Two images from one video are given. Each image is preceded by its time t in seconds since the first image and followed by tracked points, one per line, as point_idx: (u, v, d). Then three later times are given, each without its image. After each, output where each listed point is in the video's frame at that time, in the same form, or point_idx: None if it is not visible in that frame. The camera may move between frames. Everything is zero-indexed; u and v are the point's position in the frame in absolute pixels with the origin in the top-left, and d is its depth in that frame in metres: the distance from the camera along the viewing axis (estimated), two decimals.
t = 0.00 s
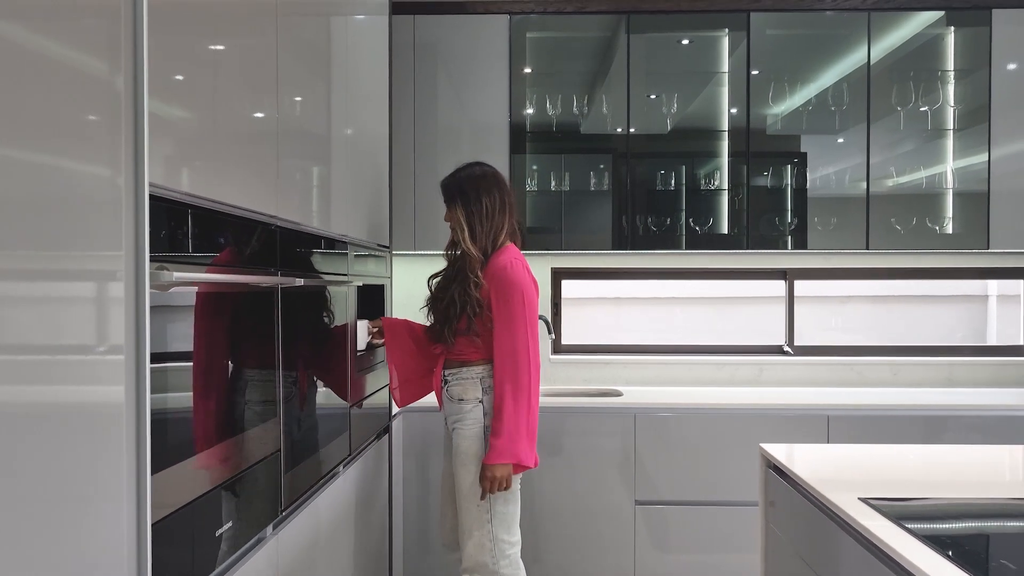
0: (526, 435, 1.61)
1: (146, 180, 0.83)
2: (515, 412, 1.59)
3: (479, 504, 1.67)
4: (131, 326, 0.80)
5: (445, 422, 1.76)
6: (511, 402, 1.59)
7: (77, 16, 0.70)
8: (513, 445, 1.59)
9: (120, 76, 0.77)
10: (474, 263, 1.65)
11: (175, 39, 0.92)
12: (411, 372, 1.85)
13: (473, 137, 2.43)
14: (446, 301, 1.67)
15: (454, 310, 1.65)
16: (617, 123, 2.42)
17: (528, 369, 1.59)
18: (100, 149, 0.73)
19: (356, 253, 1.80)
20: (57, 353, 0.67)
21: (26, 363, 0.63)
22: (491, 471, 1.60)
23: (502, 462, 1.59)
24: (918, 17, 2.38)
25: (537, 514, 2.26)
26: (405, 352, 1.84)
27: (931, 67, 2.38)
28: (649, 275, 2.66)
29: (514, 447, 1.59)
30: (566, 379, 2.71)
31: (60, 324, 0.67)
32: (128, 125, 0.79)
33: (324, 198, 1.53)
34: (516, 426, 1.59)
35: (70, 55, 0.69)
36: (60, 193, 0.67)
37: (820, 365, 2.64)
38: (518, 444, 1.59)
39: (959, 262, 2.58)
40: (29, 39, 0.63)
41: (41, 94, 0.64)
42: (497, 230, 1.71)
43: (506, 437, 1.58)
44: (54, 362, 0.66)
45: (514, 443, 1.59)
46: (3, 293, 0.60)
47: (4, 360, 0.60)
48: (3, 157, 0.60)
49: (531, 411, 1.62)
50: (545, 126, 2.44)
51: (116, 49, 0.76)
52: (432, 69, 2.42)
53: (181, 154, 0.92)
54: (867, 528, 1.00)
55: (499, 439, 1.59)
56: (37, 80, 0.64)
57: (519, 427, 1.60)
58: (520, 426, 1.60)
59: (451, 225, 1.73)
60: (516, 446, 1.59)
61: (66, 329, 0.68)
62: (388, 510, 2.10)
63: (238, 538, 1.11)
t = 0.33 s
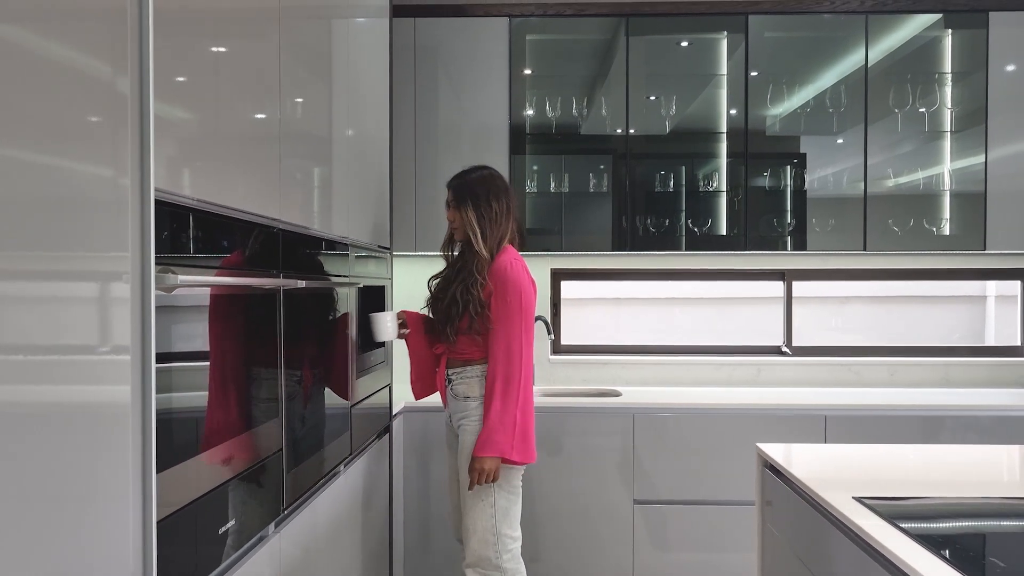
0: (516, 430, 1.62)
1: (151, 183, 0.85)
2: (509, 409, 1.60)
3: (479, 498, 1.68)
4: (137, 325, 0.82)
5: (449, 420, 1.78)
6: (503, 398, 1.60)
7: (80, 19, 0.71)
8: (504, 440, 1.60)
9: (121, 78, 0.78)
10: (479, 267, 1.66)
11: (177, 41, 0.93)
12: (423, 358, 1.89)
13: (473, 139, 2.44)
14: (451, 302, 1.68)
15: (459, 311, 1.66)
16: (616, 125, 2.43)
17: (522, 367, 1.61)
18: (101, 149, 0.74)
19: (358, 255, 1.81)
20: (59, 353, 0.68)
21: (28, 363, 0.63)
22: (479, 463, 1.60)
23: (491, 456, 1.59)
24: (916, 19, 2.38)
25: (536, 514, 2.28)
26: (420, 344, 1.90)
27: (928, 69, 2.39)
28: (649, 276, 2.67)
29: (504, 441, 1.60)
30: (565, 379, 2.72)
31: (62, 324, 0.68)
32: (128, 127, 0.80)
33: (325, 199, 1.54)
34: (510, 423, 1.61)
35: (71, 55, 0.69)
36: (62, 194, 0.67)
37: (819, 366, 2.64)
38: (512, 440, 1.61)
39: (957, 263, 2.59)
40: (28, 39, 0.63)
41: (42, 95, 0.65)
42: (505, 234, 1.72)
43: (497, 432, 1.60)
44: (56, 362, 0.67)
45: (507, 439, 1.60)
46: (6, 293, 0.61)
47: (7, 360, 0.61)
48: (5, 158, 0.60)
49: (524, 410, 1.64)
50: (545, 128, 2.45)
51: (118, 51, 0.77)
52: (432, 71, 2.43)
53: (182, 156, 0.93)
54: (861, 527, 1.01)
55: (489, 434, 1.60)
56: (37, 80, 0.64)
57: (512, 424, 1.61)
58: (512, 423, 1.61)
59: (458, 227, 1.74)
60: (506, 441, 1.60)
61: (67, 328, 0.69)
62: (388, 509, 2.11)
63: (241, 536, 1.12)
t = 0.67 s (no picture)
0: (518, 424, 1.63)
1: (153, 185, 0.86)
2: (514, 405, 1.62)
3: (479, 493, 1.68)
4: (140, 326, 0.83)
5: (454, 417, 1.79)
6: (507, 393, 1.62)
7: (81, 20, 0.71)
8: (507, 433, 1.61)
9: (123, 80, 0.79)
10: (482, 266, 1.68)
11: (178, 43, 0.94)
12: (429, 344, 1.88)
13: (473, 139, 2.45)
14: (461, 305, 1.69)
15: (467, 313, 1.66)
16: (615, 127, 2.45)
17: (528, 365, 1.64)
18: (104, 151, 0.75)
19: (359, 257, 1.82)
20: (61, 353, 0.68)
21: (29, 362, 0.64)
22: (484, 457, 1.62)
23: (496, 450, 1.61)
24: (914, 21, 2.39)
25: (536, 514, 2.28)
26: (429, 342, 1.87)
27: (926, 71, 2.39)
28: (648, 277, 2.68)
29: (509, 436, 1.61)
30: (565, 380, 2.73)
31: (64, 324, 0.69)
32: (130, 129, 0.80)
33: (326, 201, 1.55)
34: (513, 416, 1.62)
35: (72, 57, 0.70)
36: (64, 194, 0.68)
37: (817, 366, 2.65)
38: (517, 434, 1.62)
39: (955, 264, 2.59)
40: (29, 41, 0.64)
41: (43, 97, 0.66)
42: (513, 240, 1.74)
43: (501, 426, 1.61)
44: (57, 362, 0.68)
45: (510, 433, 1.61)
46: (9, 294, 0.62)
47: (8, 359, 0.62)
48: (6, 159, 0.61)
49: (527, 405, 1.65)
50: (544, 129, 2.47)
51: (119, 53, 0.78)
52: (432, 73, 2.44)
53: (183, 157, 0.94)
54: (856, 526, 1.02)
55: (494, 427, 1.62)
56: (38, 81, 0.65)
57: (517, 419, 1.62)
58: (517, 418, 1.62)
59: (467, 230, 1.75)
60: (509, 434, 1.61)
61: (68, 329, 0.70)
62: (389, 509, 2.12)
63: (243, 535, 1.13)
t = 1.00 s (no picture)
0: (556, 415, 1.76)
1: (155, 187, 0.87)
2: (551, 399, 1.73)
3: (522, 491, 1.79)
4: (144, 327, 0.84)
5: (476, 421, 1.80)
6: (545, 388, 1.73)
7: (81, 22, 0.72)
8: (551, 426, 1.73)
9: (125, 81, 0.80)
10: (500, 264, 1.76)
11: (179, 45, 0.94)
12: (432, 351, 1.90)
13: (473, 140, 2.45)
14: (485, 302, 1.74)
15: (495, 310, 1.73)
16: (614, 128, 2.45)
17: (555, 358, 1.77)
18: (106, 151, 0.76)
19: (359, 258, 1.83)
20: (61, 353, 0.69)
21: (29, 362, 0.65)
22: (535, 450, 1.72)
23: (544, 443, 1.72)
24: (912, 23, 2.40)
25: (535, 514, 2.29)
26: (436, 334, 1.90)
27: (924, 72, 2.40)
28: (647, 278, 2.69)
29: (552, 427, 1.73)
30: (565, 380, 2.73)
31: (64, 324, 0.70)
32: (132, 131, 0.81)
33: (326, 202, 1.56)
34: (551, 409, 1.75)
35: (72, 58, 0.71)
36: (65, 195, 0.69)
37: (816, 367, 2.66)
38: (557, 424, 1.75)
39: (953, 265, 2.60)
40: (29, 42, 0.65)
41: (43, 97, 0.67)
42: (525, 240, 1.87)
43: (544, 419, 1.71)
44: (58, 362, 0.69)
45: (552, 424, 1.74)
46: (10, 294, 0.62)
47: (9, 359, 0.63)
48: (6, 159, 0.62)
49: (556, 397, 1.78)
50: (544, 130, 2.47)
51: (120, 54, 0.79)
52: (433, 74, 2.45)
53: (184, 158, 0.95)
54: (852, 526, 1.02)
55: (536, 422, 1.72)
56: (38, 81, 0.66)
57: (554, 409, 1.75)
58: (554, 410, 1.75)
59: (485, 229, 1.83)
60: (552, 426, 1.73)
61: (69, 329, 0.70)
62: (388, 509, 2.13)
63: (243, 534, 1.14)
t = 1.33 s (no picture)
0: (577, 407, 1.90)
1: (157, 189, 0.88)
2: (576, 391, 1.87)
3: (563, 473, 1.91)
4: (145, 327, 0.85)
5: (509, 417, 1.84)
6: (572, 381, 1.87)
7: (81, 24, 0.73)
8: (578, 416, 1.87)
9: (126, 83, 0.81)
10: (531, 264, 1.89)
11: (180, 46, 0.95)
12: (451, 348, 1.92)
13: (473, 141, 2.46)
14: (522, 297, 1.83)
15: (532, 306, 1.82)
16: (613, 129, 2.46)
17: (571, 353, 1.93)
18: (107, 152, 0.77)
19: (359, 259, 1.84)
20: (62, 353, 0.70)
21: (29, 363, 0.66)
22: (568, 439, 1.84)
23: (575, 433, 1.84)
24: (910, 25, 2.40)
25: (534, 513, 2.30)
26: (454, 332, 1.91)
27: (922, 74, 2.41)
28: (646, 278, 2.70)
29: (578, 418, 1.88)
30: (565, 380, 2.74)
31: (64, 325, 0.70)
32: (133, 132, 0.82)
33: (326, 203, 1.57)
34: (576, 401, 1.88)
35: (72, 58, 0.71)
36: (66, 196, 0.70)
37: (815, 367, 2.67)
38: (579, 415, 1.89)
39: (951, 265, 2.61)
40: (30, 43, 0.65)
41: (44, 99, 0.67)
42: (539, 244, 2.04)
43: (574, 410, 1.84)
44: (59, 362, 0.69)
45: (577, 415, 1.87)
46: (12, 295, 0.63)
47: (10, 359, 0.63)
48: (7, 160, 0.62)
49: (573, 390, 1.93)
50: (544, 131, 2.48)
51: (120, 55, 0.80)
52: (433, 75, 2.46)
53: (186, 159, 0.96)
54: (848, 527, 1.03)
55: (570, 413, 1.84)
56: (38, 81, 0.67)
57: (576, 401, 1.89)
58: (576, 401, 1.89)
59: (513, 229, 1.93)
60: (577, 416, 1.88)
61: (69, 329, 0.71)
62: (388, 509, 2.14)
63: (243, 534, 1.15)
